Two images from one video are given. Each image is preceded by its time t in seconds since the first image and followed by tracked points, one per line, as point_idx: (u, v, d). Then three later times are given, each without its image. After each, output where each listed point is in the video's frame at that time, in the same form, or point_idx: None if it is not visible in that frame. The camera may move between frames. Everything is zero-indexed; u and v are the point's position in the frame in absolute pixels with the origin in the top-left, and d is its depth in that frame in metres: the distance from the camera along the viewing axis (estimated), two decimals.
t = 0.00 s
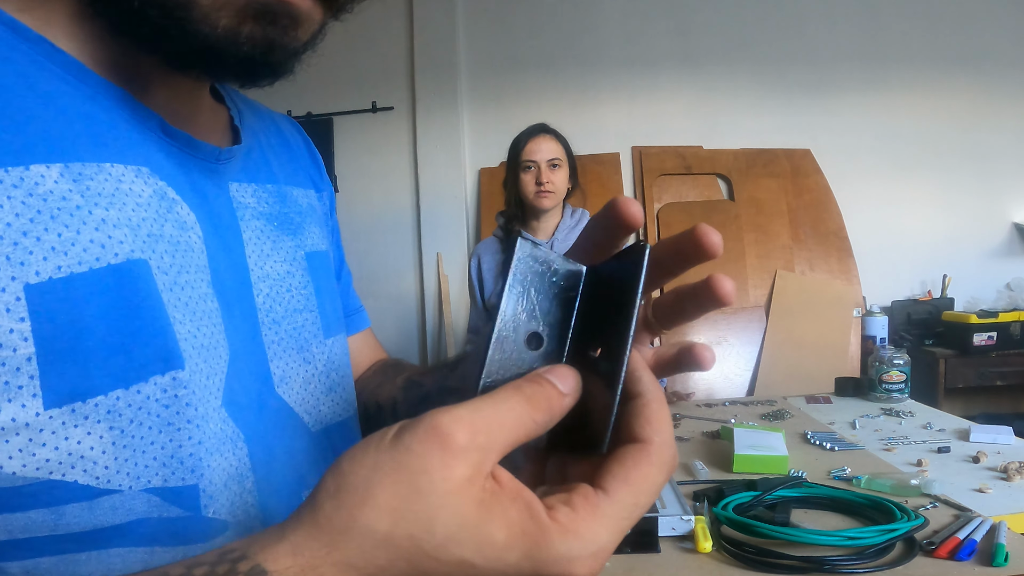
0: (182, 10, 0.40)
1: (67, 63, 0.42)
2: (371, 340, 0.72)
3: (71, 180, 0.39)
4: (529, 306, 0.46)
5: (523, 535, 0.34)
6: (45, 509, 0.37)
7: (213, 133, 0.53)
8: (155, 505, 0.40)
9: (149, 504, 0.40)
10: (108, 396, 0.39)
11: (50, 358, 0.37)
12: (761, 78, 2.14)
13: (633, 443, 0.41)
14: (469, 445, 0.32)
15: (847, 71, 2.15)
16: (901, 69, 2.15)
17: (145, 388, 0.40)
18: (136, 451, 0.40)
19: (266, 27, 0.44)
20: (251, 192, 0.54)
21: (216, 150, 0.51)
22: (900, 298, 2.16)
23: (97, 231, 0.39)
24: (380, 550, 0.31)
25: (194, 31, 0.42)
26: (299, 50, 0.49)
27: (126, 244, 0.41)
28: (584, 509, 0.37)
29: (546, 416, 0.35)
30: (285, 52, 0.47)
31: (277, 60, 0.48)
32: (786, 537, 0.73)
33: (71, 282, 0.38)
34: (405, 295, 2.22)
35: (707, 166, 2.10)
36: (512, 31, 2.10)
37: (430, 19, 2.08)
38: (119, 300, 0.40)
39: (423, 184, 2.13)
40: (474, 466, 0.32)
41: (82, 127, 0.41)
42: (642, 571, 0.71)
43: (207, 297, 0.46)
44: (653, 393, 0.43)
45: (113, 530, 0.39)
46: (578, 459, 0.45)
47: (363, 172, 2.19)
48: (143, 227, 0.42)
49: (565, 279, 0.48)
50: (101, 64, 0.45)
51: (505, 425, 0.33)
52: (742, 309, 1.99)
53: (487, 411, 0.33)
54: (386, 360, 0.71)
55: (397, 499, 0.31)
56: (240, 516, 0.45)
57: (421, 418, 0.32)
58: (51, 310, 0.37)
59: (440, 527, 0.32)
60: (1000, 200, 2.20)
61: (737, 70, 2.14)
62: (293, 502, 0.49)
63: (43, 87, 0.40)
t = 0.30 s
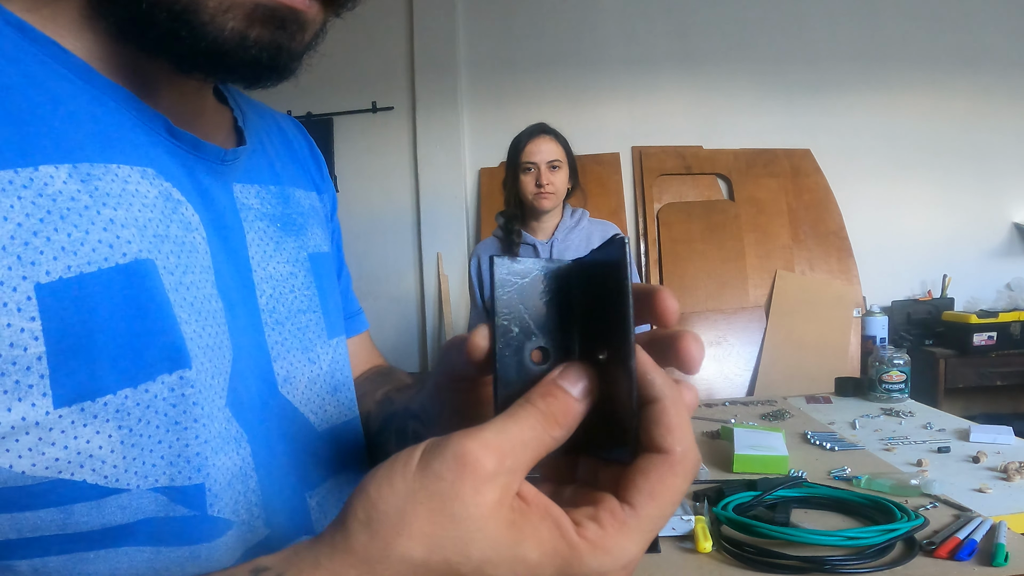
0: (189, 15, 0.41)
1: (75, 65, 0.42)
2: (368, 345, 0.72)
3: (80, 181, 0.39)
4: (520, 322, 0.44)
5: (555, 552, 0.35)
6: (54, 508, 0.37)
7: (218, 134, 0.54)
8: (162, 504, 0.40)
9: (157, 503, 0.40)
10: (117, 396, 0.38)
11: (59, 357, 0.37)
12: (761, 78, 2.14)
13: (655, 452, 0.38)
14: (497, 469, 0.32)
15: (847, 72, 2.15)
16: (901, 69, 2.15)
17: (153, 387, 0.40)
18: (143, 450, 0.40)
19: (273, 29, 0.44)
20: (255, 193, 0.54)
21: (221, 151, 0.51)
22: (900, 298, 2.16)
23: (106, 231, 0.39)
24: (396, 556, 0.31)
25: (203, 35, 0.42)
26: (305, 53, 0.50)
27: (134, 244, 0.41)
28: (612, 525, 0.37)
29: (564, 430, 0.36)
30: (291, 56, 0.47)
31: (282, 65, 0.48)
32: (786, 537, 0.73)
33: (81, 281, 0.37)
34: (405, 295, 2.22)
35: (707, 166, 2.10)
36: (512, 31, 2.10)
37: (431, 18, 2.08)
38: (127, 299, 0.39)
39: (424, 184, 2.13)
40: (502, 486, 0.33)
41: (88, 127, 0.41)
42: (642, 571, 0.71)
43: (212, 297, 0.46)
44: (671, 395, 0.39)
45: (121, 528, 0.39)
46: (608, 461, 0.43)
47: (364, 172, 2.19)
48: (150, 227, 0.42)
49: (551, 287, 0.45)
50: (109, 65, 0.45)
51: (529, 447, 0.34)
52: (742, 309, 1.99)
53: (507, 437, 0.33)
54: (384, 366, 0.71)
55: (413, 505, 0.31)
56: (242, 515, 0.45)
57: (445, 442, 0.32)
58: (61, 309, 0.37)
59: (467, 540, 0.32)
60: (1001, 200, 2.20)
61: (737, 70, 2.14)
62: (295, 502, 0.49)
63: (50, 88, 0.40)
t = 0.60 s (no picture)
0: (201, 10, 0.41)
1: (74, 64, 0.42)
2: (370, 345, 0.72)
3: (78, 180, 0.39)
4: (533, 344, 0.46)
5: (566, 563, 0.35)
6: (51, 509, 0.37)
7: (217, 134, 0.54)
8: (159, 504, 0.40)
9: (154, 504, 0.40)
10: (115, 396, 0.39)
11: (58, 357, 0.37)
12: (761, 78, 2.14)
13: (666, 470, 0.38)
14: (511, 479, 0.33)
15: (847, 71, 2.15)
16: (902, 69, 2.15)
17: (151, 387, 0.40)
18: (142, 450, 0.40)
19: (283, 23, 0.45)
20: (253, 193, 0.54)
21: (220, 151, 0.51)
22: (900, 298, 2.16)
23: (104, 231, 0.39)
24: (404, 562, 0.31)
25: (213, 30, 0.43)
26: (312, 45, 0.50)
27: (133, 243, 0.40)
28: (622, 537, 0.37)
29: (578, 440, 0.36)
30: (300, 49, 0.48)
31: (292, 57, 0.49)
32: (786, 537, 0.73)
33: (80, 282, 0.38)
34: (405, 295, 2.22)
35: (707, 166, 2.10)
36: (512, 31, 2.10)
37: (431, 18, 2.08)
38: (125, 299, 0.39)
39: (424, 184, 2.13)
40: (517, 496, 0.33)
41: (86, 125, 0.41)
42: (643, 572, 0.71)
43: (211, 297, 0.46)
44: (677, 416, 0.39)
45: (119, 529, 0.39)
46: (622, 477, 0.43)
47: (363, 172, 2.19)
48: (149, 226, 0.42)
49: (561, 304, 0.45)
50: (108, 64, 0.45)
51: (542, 457, 0.34)
52: (742, 309, 1.99)
53: (518, 447, 0.33)
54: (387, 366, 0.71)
55: (429, 515, 0.31)
56: (240, 516, 0.45)
57: (462, 453, 0.32)
58: (59, 309, 0.37)
59: (478, 548, 0.32)
60: (1001, 200, 2.20)
61: (737, 70, 2.14)
62: (292, 504, 0.49)
63: (49, 86, 0.40)
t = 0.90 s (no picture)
0: (189, 15, 0.41)
1: (73, 64, 0.42)
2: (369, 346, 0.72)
3: (76, 181, 0.39)
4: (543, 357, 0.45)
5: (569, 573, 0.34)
6: (50, 512, 0.37)
7: (216, 134, 0.54)
8: (159, 507, 0.40)
9: (153, 506, 0.40)
10: (113, 398, 0.39)
11: (56, 359, 0.37)
12: (761, 78, 2.14)
13: (667, 484, 0.36)
14: (517, 488, 0.33)
15: (847, 71, 2.15)
16: (902, 69, 2.15)
17: (150, 390, 0.40)
18: (140, 452, 0.40)
19: (271, 32, 0.44)
20: (252, 194, 0.54)
21: (220, 152, 0.51)
22: (900, 298, 2.16)
23: (103, 232, 0.39)
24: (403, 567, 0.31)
25: (201, 35, 0.43)
26: (304, 53, 0.50)
27: (131, 245, 0.41)
28: (624, 556, 0.36)
29: (594, 449, 0.36)
30: (290, 57, 0.48)
31: (281, 65, 0.48)
32: (786, 537, 0.74)
33: (78, 284, 0.38)
34: (405, 295, 2.22)
35: (707, 166, 2.10)
36: (512, 31, 2.10)
37: (431, 18, 2.08)
38: (124, 301, 0.39)
39: (424, 184, 2.13)
40: (526, 506, 0.33)
41: (85, 127, 0.41)
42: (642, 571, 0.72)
43: (210, 299, 0.46)
44: (682, 431, 0.38)
45: (118, 532, 0.39)
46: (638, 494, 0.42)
47: (364, 172, 2.19)
48: (147, 228, 0.42)
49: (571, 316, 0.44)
50: (107, 64, 0.45)
51: (552, 466, 0.34)
52: (741, 309, 1.99)
53: (524, 458, 0.34)
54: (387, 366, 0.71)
55: (430, 520, 0.31)
56: (240, 519, 0.45)
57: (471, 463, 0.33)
58: (57, 311, 0.37)
59: (480, 557, 0.32)
60: (1000, 200, 2.20)
61: (737, 70, 2.14)
62: (291, 507, 0.49)
63: (47, 87, 0.40)
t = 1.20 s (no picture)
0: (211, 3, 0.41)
1: (73, 63, 0.42)
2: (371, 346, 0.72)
3: (77, 182, 0.39)
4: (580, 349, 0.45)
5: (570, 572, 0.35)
6: (51, 515, 0.37)
7: (217, 134, 0.55)
8: (161, 510, 0.40)
9: (155, 509, 0.40)
10: (115, 401, 0.39)
11: (57, 362, 0.37)
12: (762, 78, 2.14)
13: (671, 486, 0.37)
14: (521, 483, 0.33)
15: (847, 71, 2.15)
16: (902, 68, 2.15)
17: (152, 393, 0.40)
18: (142, 456, 0.40)
19: (288, 14, 0.44)
20: (255, 194, 0.54)
21: (222, 152, 0.51)
22: (900, 298, 2.16)
23: (104, 234, 0.39)
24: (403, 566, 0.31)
25: (219, 22, 0.42)
26: (314, 38, 0.50)
27: (133, 247, 0.41)
28: (620, 558, 0.35)
29: (598, 453, 0.37)
30: (302, 40, 0.47)
31: (295, 49, 0.48)
32: (786, 537, 0.74)
33: (78, 286, 0.38)
34: (405, 295, 2.22)
35: (707, 166, 2.10)
36: (513, 31, 2.10)
37: (431, 18, 2.08)
38: (125, 304, 0.39)
39: (424, 184, 2.13)
40: (528, 503, 0.33)
41: (86, 128, 0.41)
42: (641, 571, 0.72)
43: (212, 301, 0.46)
44: (691, 437, 0.40)
45: (120, 535, 0.39)
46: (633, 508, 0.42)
47: (364, 172, 2.19)
48: (149, 229, 0.42)
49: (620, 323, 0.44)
50: (109, 63, 0.45)
51: (557, 469, 0.35)
52: (741, 309, 1.99)
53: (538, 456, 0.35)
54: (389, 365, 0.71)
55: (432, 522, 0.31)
56: (243, 521, 0.45)
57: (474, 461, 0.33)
58: (58, 313, 0.37)
59: (471, 549, 0.32)
60: (1000, 200, 2.20)
61: (737, 70, 2.14)
62: (293, 509, 0.49)
63: (49, 87, 0.40)
